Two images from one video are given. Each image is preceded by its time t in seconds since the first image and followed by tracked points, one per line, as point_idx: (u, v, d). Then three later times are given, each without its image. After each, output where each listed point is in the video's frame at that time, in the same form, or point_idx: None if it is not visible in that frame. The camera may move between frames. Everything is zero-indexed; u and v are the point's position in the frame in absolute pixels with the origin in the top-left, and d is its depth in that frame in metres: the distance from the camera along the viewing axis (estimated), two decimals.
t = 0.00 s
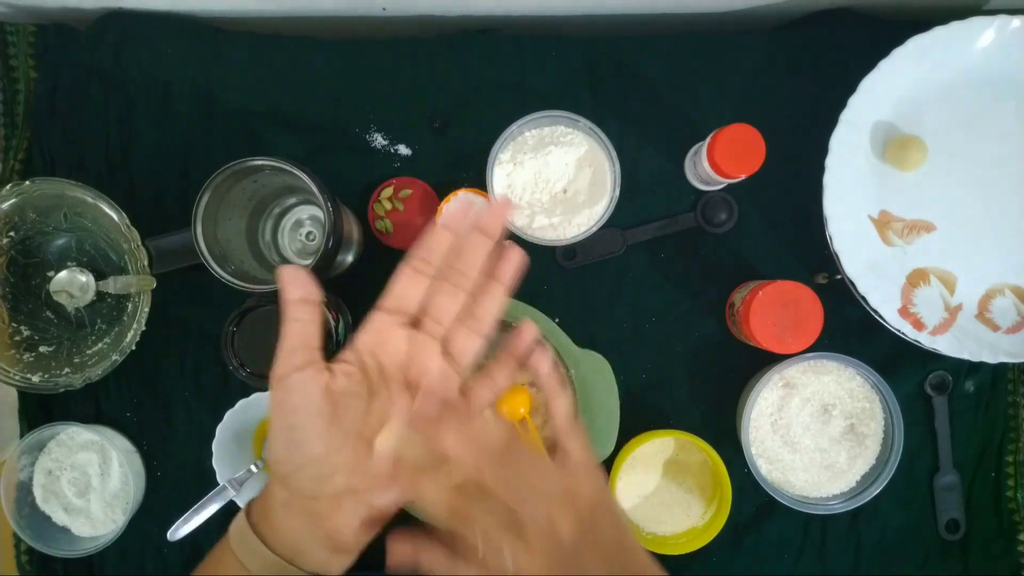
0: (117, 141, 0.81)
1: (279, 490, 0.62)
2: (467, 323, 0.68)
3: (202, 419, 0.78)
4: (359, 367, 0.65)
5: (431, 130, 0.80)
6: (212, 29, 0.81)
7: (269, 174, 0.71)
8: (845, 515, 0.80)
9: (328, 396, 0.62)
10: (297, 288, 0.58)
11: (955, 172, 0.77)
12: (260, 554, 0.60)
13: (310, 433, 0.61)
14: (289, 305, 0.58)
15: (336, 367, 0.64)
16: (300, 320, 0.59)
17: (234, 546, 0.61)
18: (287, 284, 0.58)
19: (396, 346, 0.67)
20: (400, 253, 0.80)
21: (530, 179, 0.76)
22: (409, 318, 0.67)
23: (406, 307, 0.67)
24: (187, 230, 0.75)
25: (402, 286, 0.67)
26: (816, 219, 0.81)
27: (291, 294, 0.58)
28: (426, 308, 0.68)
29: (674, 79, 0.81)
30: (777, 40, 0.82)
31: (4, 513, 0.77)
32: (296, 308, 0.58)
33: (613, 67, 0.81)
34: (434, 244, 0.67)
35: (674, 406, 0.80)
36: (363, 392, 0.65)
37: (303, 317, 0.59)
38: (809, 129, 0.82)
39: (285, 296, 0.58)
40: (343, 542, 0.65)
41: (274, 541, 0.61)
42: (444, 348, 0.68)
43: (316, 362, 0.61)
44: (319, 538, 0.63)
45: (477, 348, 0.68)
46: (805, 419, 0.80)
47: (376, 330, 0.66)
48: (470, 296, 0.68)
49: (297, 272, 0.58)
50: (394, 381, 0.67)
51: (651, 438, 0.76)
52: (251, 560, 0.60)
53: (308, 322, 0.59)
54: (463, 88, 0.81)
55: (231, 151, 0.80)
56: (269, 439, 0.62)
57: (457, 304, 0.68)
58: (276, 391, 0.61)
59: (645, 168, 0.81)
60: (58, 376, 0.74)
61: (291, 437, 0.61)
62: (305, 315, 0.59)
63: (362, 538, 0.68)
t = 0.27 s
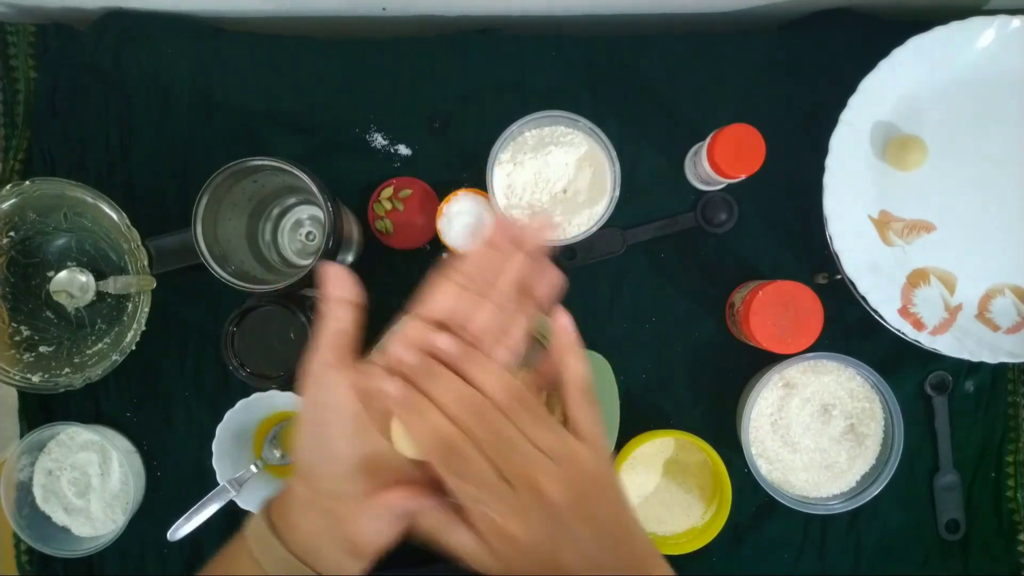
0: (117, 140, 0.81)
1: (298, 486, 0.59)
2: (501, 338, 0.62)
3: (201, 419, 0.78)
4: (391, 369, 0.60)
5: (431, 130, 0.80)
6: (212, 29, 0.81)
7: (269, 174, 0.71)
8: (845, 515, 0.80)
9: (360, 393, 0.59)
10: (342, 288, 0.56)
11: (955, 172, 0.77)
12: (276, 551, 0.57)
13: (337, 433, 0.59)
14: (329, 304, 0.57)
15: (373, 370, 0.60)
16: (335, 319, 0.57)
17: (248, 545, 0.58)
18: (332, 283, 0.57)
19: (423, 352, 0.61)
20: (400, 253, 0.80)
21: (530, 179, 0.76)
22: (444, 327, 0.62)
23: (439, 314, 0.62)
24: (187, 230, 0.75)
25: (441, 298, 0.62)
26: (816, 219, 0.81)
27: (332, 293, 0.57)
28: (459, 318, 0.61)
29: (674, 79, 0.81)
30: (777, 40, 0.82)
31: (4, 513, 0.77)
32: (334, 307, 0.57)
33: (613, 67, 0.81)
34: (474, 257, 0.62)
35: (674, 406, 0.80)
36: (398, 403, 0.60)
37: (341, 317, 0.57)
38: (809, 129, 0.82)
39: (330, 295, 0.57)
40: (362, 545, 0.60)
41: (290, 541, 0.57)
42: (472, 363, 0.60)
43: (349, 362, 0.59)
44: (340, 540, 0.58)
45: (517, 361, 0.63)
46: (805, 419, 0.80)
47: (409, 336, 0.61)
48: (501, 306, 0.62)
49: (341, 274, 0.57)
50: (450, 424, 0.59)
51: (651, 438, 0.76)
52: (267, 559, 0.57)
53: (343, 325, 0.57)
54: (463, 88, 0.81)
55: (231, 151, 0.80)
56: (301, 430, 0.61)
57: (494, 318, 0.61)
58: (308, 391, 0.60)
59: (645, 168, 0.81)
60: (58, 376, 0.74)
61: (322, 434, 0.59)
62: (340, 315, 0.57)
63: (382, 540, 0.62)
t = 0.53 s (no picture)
0: (117, 140, 0.80)
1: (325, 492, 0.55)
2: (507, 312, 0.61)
3: (201, 419, 0.78)
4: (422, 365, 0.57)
5: (431, 130, 0.80)
6: (212, 29, 0.81)
7: (269, 174, 0.71)
8: (845, 515, 0.80)
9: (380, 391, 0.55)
10: (367, 290, 0.57)
11: (955, 173, 0.77)
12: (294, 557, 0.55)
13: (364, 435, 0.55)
14: (360, 306, 0.57)
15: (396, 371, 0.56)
16: (364, 318, 0.57)
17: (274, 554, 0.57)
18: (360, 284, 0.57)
19: (483, 323, 0.59)
20: (400, 254, 0.80)
21: (530, 179, 0.76)
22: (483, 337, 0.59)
23: (485, 327, 0.59)
24: (187, 230, 0.75)
25: (481, 305, 0.60)
26: (816, 219, 0.81)
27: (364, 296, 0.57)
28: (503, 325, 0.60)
29: (674, 78, 0.81)
30: (777, 40, 0.82)
31: (4, 513, 0.77)
32: (364, 311, 0.57)
33: (613, 67, 0.81)
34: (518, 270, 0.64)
35: (674, 407, 0.80)
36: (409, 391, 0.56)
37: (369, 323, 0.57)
38: (809, 129, 0.82)
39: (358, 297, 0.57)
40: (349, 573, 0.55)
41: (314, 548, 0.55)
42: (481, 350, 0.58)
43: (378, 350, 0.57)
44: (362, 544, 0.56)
45: (539, 325, 0.62)
46: (805, 419, 0.80)
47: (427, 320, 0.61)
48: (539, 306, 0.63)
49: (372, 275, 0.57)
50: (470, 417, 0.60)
51: (651, 438, 0.76)
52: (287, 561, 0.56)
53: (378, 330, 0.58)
54: (463, 88, 0.81)
55: (231, 151, 0.80)
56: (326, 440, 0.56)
57: (505, 317, 0.61)
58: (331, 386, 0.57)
59: (645, 168, 0.81)
60: (58, 376, 0.74)
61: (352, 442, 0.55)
62: (366, 317, 0.57)
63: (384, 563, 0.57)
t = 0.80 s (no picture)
0: (117, 141, 0.80)
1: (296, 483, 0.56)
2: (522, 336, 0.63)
3: (201, 419, 0.78)
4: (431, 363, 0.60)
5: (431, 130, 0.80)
6: (212, 29, 0.81)
7: (269, 175, 0.71)
8: (845, 515, 0.80)
9: (399, 387, 0.58)
10: (380, 281, 0.57)
11: (955, 173, 0.77)
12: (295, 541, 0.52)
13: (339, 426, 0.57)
14: (365, 299, 0.57)
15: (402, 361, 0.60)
16: (371, 313, 0.57)
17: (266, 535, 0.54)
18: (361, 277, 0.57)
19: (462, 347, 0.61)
20: (400, 254, 0.80)
21: (530, 179, 0.76)
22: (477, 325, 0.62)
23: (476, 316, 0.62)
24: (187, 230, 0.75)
25: (475, 294, 0.63)
26: (816, 220, 0.81)
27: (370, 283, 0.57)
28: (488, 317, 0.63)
29: (674, 79, 0.81)
30: (776, 40, 0.82)
31: (4, 513, 0.77)
32: (371, 303, 0.57)
33: (613, 67, 0.81)
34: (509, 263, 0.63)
35: (674, 407, 0.80)
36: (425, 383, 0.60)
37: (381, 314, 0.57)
38: (809, 129, 0.82)
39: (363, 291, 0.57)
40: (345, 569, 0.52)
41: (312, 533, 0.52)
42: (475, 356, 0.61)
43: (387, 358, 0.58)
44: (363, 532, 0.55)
45: (526, 357, 0.63)
46: (805, 419, 0.80)
47: (445, 330, 0.62)
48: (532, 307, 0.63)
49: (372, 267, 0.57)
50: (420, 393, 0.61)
51: (651, 438, 0.76)
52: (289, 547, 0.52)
53: (376, 320, 0.58)
54: (463, 88, 0.81)
55: (231, 151, 0.80)
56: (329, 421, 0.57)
57: (520, 318, 0.63)
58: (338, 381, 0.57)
59: (645, 168, 0.81)
60: (58, 376, 0.74)
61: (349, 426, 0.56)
62: (376, 311, 0.57)
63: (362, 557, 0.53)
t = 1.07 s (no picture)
0: (117, 141, 0.80)
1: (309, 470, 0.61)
2: (502, 315, 0.65)
3: (201, 419, 0.78)
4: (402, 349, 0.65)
5: (431, 130, 0.80)
6: (213, 29, 0.81)
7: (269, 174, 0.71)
8: (845, 515, 0.80)
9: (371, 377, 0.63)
10: (343, 274, 0.58)
11: (955, 173, 0.77)
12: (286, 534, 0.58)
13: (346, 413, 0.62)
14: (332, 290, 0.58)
15: (375, 350, 0.63)
16: (341, 305, 0.59)
17: (263, 532, 0.59)
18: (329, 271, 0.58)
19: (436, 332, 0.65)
20: (400, 254, 0.80)
21: (530, 178, 0.76)
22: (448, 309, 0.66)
23: (446, 299, 0.65)
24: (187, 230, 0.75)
25: (447, 277, 0.66)
26: (816, 219, 0.81)
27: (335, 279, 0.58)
28: (463, 299, 0.65)
29: (674, 79, 0.81)
30: (776, 40, 0.82)
31: (4, 513, 0.77)
32: (337, 295, 0.58)
33: (613, 67, 0.81)
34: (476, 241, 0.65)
35: (674, 407, 0.80)
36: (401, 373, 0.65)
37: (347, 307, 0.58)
38: (809, 129, 0.82)
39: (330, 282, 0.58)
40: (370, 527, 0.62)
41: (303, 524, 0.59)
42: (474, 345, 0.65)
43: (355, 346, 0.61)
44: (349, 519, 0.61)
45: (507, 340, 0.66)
46: (805, 419, 0.80)
47: (416, 317, 0.65)
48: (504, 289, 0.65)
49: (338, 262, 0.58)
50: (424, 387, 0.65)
51: (651, 438, 0.76)
52: (280, 544, 0.58)
53: (348, 308, 0.59)
54: (463, 88, 0.81)
55: (231, 151, 0.80)
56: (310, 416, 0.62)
57: (497, 297, 0.65)
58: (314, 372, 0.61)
59: (645, 168, 0.81)
60: (58, 376, 0.74)
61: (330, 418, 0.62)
62: (343, 302, 0.59)
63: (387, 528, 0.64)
